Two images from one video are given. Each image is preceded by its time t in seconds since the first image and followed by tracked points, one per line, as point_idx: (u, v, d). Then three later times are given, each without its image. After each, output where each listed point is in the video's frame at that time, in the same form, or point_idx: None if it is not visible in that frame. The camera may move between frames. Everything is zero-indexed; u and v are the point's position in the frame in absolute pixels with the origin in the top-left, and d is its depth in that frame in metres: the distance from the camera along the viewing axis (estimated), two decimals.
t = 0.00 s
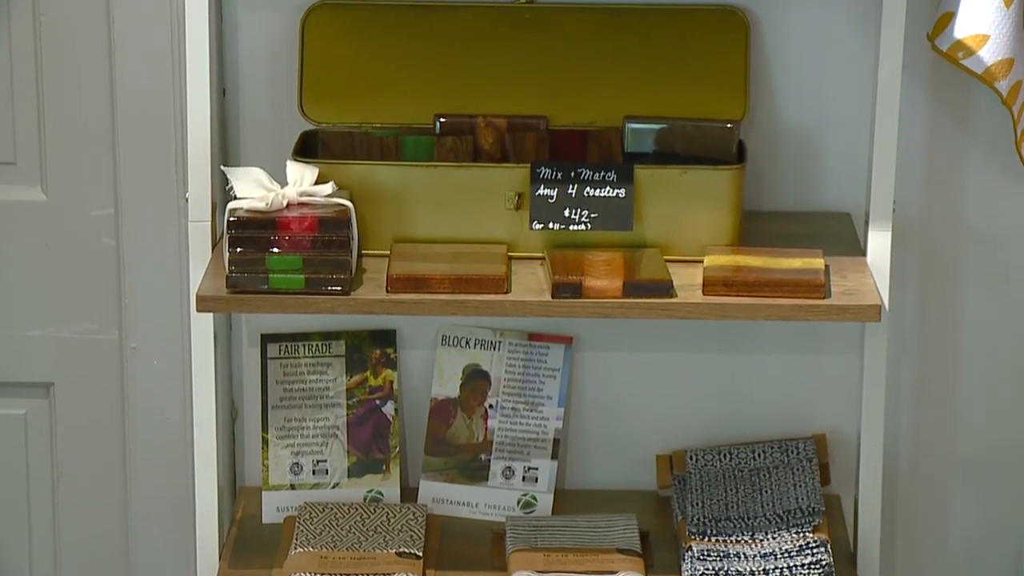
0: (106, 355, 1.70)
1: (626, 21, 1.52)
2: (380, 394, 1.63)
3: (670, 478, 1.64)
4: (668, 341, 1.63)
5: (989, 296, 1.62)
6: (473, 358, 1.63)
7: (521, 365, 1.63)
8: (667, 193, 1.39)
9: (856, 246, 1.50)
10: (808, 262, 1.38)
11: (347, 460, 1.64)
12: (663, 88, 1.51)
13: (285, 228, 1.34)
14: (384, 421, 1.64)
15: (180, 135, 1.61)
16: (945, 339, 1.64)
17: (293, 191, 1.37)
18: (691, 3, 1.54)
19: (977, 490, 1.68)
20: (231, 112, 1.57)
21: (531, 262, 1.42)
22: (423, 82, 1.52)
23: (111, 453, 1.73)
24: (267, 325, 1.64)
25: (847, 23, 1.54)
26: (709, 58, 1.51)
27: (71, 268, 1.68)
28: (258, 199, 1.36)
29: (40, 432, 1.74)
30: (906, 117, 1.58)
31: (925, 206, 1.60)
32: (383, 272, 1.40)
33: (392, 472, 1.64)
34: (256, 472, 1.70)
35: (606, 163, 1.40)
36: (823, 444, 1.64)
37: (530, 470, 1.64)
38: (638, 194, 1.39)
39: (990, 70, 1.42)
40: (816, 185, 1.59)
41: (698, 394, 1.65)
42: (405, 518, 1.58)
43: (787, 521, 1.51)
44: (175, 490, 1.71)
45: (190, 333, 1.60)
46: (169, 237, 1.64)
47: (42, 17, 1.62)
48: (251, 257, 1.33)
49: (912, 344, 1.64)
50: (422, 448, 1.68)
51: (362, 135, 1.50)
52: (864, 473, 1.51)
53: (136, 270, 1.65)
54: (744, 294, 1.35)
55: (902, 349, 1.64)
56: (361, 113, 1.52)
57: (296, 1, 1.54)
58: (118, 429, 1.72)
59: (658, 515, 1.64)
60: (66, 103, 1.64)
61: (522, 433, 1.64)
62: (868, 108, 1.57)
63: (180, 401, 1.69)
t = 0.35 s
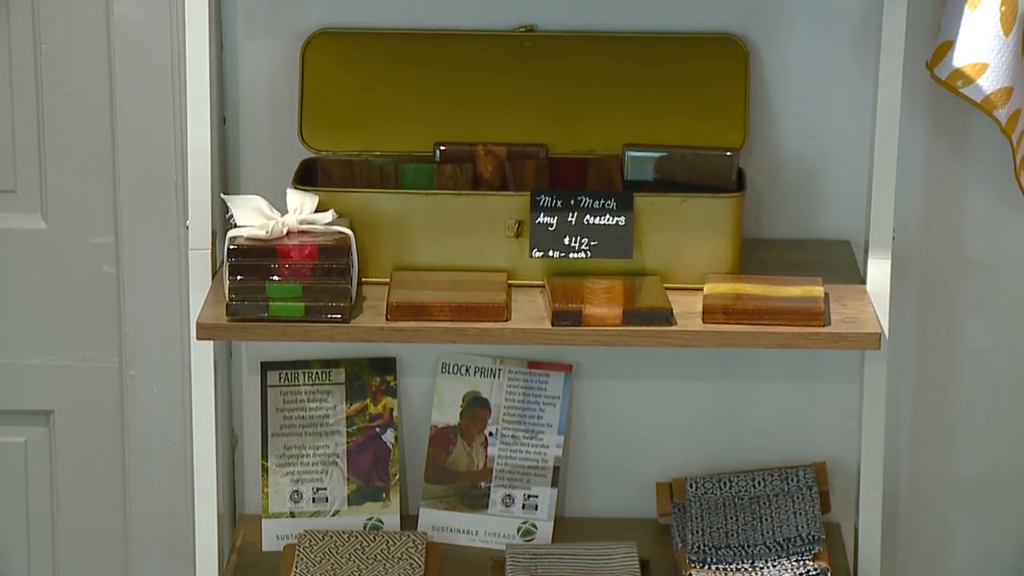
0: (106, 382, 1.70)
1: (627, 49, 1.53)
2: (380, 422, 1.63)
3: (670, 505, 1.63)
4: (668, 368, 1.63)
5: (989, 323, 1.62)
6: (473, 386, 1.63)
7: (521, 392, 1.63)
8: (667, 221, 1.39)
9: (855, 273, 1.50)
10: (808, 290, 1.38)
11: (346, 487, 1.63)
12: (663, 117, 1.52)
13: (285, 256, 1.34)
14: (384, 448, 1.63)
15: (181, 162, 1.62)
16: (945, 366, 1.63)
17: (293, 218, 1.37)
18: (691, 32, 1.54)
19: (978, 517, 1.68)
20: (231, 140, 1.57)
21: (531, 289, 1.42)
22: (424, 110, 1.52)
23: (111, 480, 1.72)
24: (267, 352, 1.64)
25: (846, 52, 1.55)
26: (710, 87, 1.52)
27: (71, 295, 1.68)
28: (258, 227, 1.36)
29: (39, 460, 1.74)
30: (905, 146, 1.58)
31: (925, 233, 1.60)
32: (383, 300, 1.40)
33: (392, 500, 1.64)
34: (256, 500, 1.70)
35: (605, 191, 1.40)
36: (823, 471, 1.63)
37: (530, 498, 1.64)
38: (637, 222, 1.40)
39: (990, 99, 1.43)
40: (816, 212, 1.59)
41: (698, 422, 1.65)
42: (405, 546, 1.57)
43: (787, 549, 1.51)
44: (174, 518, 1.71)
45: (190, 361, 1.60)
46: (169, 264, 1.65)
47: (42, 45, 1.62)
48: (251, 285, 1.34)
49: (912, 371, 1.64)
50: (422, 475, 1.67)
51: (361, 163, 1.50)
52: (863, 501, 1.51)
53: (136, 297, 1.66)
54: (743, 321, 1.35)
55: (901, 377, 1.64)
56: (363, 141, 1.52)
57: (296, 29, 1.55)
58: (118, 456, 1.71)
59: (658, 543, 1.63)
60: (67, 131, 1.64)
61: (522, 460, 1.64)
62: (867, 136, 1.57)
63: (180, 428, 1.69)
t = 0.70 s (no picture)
0: (106, 414, 1.70)
1: (624, 82, 1.53)
2: (380, 454, 1.63)
3: (670, 537, 1.64)
4: (669, 401, 1.63)
5: (988, 354, 1.62)
6: (473, 418, 1.62)
7: (520, 423, 1.62)
8: (666, 253, 1.40)
9: (855, 306, 1.50)
10: (807, 322, 1.37)
11: (346, 519, 1.63)
12: (661, 149, 1.52)
13: (285, 288, 1.35)
14: (384, 480, 1.63)
15: (181, 194, 1.62)
16: (944, 397, 1.64)
17: (294, 251, 1.37)
18: (689, 65, 1.55)
19: (978, 546, 1.68)
20: (231, 171, 1.58)
21: (531, 321, 1.43)
22: (423, 143, 1.53)
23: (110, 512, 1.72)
24: (266, 385, 1.63)
25: (845, 85, 1.56)
26: (707, 119, 1.52)
27: (72, 327, 1.68)
28: (258, 259, 1.37)
29: (39, 492, 1.74)
30: (905, 177, 1.58)
31: (924, 265, 1.60)
32: (384, 331, 1.40)
33: (392, 532, 1.63)
34: (255, 532, 1.70)
35: (605, 223, 1.40)
36: (823, 504, 1.63)
37: (530, 530, 1.64)
38: (636, 254, 1.40)
39: (989, 131, 1.43)
40: (815, 244, 1.60)
41: (698, 454, 1.64)
42: None
43: None
44: (175, 549, 1.71)
45: (190, 394, 1.60)
46: (169, 296, 1.65)
47: (43, 78, 1.63)
48: (251, 317, 1.34)
49: (912, 403, 1.64)
50: (422, 507, 1.67)
51: (361, 195, 1.51)
52: (863, 537, 1.49)
53: (136, 329, 1.66)
54: (743, 353, 1.35)
55: (901, 408, 1.64)
56: (363, 174, 1.53)
57: (296, 62, 1.55)
58: (117, 488, 1.71)
59: None
60: (67, 164, 1.65)
61: (521, 492, 1.63)
62: (866, 168, 1.57)
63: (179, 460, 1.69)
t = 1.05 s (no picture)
0: (105, 446, 1.70)
1: (623, 114, 1.54)
2: (379, 486, 1.63)
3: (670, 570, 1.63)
4: (668, 433, 1.63)
5: (986, 386, 1.63)
6: (472, 450, 1.62)
7: (520, 455, 1.62)
8: (665, 285, 1.40)
9: (853, 339, 1.49)
10: (807, 353, 1.38)
11: (345, 551, 1.63)
12: (658, 181, 1.53)
13: (285, 320, 1.35)
14: (383, 512, 1.63)
15: (181, 227, 1.63)
16: (943, 428, 1.64)
17: (293, 283, 1.37)
18: (688, 97, 1.55)
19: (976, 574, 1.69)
20: (231, 203, 1.59)
21: (530, 353, 1.42)
22: (423, 175, 1.53)
23: (109, 545, 1.72)
24: (265, 416, 1.63)
25: (843, 117, 1.56)
26: (705, 151, 1.53)
27: (72, 359, 1.69)
28: (258, 291, 1.37)
29: (38, 525, 1.74)
30: (904, 209, 1.58)
31: (923, 297, 1.60)
32: (383, 364, 1.40)
33: (391, 564, 1.63)
34: (255, 565, 1.68)
35: (604, 255, 1.40)
36: (822, 536, 1.63)
37: (529, 562, 1.63)
38: (636, 286, 1.40)
39: (986, 163, 1.43)
40: (814, 276, 1.60)
41: (697, 486, 1.64)
42: None
43: None
44: None
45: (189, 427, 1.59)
46: (168, 328, 1.65)
47: (43, 112, 1.64)
48: (251, 349, 1.34)
49: (911, 434, 1.65)
50: (421, 540, 1.66)
51: (361, 228, 1.51)
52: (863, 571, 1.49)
53: (136, 361, 1.66)
54: (743, 385, 1.35)
55: (900, 440, 1.65)
56: (363, 207, 1.53)
57: (296, 94, 1.56)
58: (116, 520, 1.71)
59: None
60: (67, 196, 1.65)
61: (520, 524, 1.63)
62: (864, 201, 1.58)
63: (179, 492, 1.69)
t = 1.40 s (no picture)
0: (106, 479, 1.71)
1: (622, 148, 1.54)
2: (378, 520, 1.62)
3: None
4: (668, 467, 1.62)
5: (986, 419, 1.63)
6: (471, 484, 1.62)
7: (519, 489, 1.62)
8: (665, 319, 1.40)
9: (852, 373, 1.50)
10: (807, 388, 1.37)
11: None
12: (657, 215, 1.53)
13: (285, 354, 1.35)
14: (383, 546, 1.62)
15: (179, 261, 1.63)
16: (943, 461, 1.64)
17: (293, 317, 1.38)
18: (687, 131, 1.56)
19: None
20: (231, 236, 1.59)
21: (529, 387, 1.42)
22: (423, 209, 1.54)
23: None
24: (264, 450, 1.62)
25: (841, 151, 1.57)
26: (704, 185, 1.54)
27: (72, 393, 1.69)
28: (258, 325, 1.37)
29: (39, 559, 1.75)
30: (903, 243, 1.59)
31: (922, 331, 1.61)
32: (382, 398, 1.40)
33: None
34: None
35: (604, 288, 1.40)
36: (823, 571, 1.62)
37: None
38: (635, 319, 1.40)
39: (985, 198, 1.44)
40: (813, 309, 1.61)
41: (697, 520, 1.64)
42: None
43: None
44: None
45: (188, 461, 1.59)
46: (167, 363, 1.66)
47: (43, 145, 1.65)
48: (250, 383, 1.34)
49: (910, 467, 1.65)
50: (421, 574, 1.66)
51: (360, 262, 1.51)
52: None
53: (135, 395, 1.67)
54: (741, 419, 1.35)
55: (900, 473, 1.65)
56: (364, 241, 1.54)
57: (296, 128, 1.57)
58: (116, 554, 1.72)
59: None
60: (66, 231, 1.66)
61: (520, 558, 1.62)
62: (863, 235, 1.58)
63: (178, 526, 1.70)
